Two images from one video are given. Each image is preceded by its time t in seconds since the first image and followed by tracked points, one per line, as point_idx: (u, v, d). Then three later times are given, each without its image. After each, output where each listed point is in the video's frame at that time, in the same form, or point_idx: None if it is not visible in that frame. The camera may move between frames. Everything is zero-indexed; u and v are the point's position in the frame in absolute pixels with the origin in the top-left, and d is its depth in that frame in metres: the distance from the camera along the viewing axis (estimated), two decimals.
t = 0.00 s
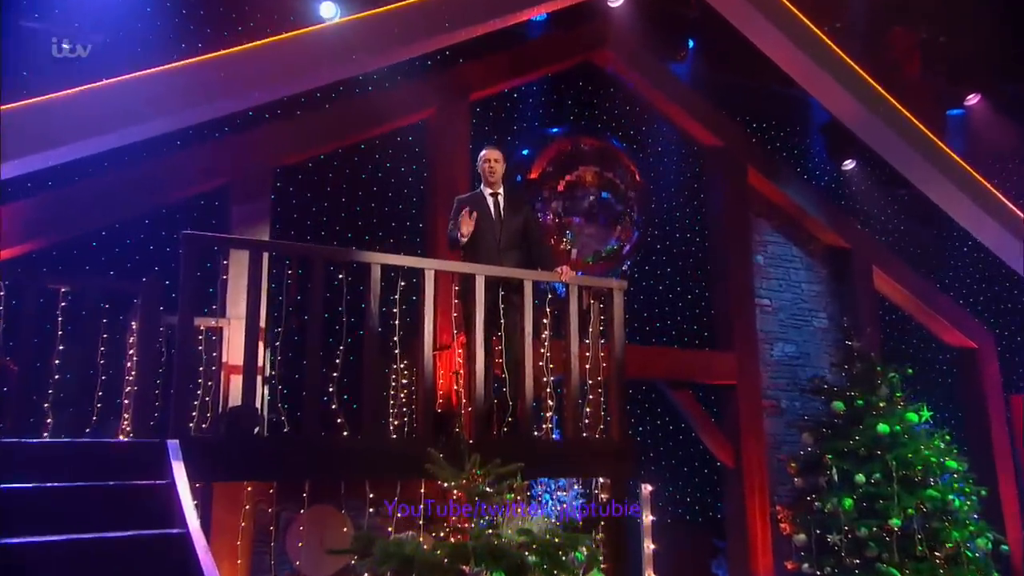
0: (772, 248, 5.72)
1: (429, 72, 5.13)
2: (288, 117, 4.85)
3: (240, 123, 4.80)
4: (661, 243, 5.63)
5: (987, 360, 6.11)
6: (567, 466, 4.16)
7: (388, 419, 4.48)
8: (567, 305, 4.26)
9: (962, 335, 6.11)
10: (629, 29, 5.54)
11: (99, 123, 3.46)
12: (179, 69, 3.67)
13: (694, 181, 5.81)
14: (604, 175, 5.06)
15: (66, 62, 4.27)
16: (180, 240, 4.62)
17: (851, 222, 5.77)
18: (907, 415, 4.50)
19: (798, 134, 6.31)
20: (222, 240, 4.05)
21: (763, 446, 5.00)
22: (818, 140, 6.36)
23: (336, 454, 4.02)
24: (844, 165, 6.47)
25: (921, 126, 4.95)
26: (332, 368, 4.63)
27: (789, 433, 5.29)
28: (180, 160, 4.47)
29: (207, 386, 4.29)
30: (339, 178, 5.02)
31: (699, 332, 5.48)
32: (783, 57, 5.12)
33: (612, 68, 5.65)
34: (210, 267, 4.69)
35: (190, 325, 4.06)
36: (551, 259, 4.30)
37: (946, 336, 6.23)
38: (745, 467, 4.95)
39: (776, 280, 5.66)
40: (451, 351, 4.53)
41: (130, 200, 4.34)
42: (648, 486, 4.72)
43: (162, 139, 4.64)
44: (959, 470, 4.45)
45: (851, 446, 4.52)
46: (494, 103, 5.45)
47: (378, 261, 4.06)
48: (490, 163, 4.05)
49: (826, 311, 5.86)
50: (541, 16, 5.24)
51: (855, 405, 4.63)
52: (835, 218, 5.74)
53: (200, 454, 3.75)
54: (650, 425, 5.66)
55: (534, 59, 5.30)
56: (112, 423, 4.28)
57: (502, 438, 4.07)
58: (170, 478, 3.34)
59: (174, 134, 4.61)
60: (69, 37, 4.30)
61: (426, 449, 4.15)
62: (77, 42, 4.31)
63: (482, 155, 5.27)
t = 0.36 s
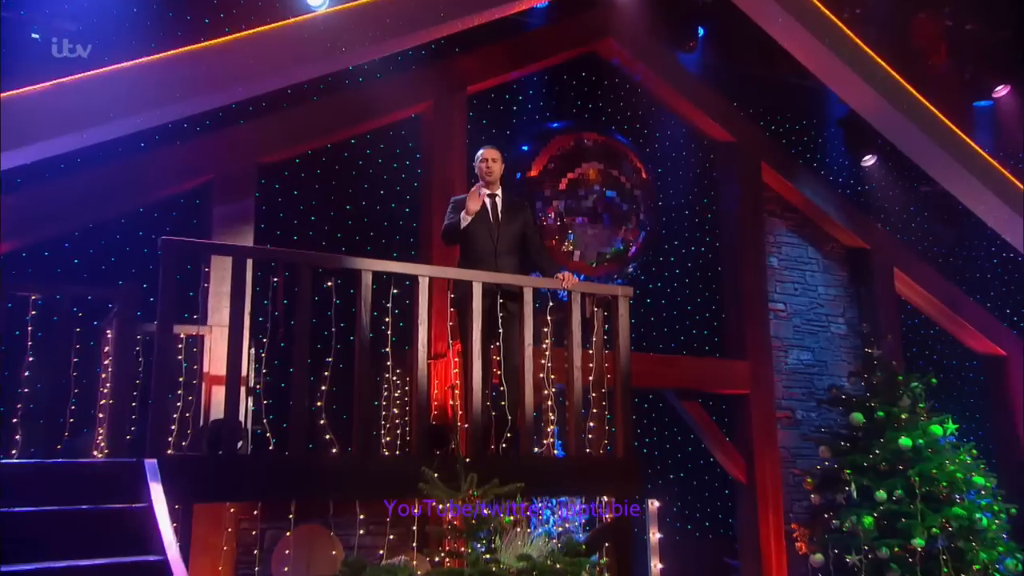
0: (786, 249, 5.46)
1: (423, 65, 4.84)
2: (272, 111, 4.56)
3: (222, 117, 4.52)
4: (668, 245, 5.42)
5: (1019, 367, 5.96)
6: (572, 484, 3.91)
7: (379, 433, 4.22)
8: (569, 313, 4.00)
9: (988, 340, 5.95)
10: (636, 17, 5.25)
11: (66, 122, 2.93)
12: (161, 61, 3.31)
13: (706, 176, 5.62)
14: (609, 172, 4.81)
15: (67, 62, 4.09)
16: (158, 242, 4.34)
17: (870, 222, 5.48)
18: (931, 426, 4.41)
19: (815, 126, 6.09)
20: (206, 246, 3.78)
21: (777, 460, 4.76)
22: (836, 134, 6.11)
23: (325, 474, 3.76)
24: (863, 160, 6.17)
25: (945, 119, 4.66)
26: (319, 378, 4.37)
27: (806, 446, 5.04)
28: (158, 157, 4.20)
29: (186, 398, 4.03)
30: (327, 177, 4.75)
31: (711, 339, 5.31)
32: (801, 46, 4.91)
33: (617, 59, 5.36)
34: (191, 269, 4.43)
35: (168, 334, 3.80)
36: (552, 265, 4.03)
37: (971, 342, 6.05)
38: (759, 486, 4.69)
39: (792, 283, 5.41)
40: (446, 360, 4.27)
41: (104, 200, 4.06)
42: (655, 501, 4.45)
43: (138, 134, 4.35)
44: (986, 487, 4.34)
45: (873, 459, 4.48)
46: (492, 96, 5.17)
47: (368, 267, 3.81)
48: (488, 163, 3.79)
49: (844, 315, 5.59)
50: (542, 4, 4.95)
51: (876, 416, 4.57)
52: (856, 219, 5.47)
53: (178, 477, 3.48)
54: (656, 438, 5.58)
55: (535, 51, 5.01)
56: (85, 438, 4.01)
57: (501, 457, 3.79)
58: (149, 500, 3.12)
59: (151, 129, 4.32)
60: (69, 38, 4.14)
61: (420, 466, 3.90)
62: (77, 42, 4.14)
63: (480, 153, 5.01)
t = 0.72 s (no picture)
0: (803, 252, 5.33)
1: (418, 57, 4.60)
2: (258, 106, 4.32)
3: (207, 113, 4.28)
4: (678, 246, 5.21)
5: None
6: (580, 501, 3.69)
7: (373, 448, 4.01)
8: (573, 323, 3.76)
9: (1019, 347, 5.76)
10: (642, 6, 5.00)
11: (59, 117, 2.65)
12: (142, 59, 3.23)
13: (718, 173, 5.41)
14: (615, 171, 4.55)
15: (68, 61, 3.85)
16: (137, 243, 4.12)
17: (890, 221, 5.41)
18: (954, 441, 4.38)
19: (834, 119, 5.87)
20: (191, 252, 3.54)
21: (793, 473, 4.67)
22: (856, 127, 5.86)
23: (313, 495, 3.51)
24: (884, 157, 5.79)
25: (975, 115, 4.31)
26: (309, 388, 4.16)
27: (823, 459, 4.95)
28: (137, 156, 3.96)
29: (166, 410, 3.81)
30: (317, 175, 4.51)
31: (723, 345, 5.11)
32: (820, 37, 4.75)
33: (623, 51, 5.12)
34: (172, 272, 4.20)
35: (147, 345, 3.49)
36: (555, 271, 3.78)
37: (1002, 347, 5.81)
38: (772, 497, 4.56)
39: (809, 287, 5.28)
40: (444, 370, 4.06)
41: (78, 201, 3.82)
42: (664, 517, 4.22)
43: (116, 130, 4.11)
44: (1017, 503, 4.29)
45: (892, 473, 4.47)
46: (491, 90, 4.92)
47: (361, 275, 3.56)
48: (490, 163, 3.58)
49: (865, 321, 5.43)
50: None
51: (896, 428, 4.53)
52: (874, 220, 5.36)
53: (158, 500, 3.25)
54: (666, 451, 5.38)
55: (535, 42, 4.76)
56: (59, 452, 3.80)
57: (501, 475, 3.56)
58: (129, 523, 2.86)
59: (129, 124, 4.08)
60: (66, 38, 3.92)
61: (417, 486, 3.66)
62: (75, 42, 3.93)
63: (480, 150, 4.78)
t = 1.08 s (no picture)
0: (823, 253, 5.14)
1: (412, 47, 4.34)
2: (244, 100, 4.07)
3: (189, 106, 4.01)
4: (690, 246, 5.00)
5: None
6: (587, 528, 3.44)
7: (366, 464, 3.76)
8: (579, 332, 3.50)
9: None
10: None
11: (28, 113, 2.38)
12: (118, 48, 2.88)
13: (732, 169, 5.16)
14: (623, 168, 4.27)
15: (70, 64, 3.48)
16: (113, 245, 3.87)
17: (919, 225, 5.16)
18: (986, 458, 4.20)
19: (856, 111, 5.59)
20: (171, 260, 3.24)
21: (813, 492, 4.41)
22: (881, 119, 5.58)
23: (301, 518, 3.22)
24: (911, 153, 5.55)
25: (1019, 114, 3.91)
26: (297, 400, 3.90)
27: (845, 476, 4.84)
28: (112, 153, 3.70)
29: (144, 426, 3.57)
30: (305, 172, 4.25)
31: (737, 352, 4.89)
32: (841, 29, 4.50)
33: (630, 40, 4.85)
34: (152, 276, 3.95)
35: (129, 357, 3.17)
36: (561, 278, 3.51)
37: None
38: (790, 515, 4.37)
39: (830, 291, 5.10)
40: (441, 380, 3.81)
41: (47, 203, 3.56)
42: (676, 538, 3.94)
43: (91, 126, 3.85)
44: None
45: (920, 492, 4.28)
46: (491, 82, 4.66)
47: (352, 284, 3.31)
48: (489, 161, 3.32)
49: (890, 328, 5.22)
50: None
51: (924, 443, 4.37)
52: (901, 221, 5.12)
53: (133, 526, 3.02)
54: (678, 465, 5.20)
55: (538, 31, 4.49)
56: (29, 472, 3.56)
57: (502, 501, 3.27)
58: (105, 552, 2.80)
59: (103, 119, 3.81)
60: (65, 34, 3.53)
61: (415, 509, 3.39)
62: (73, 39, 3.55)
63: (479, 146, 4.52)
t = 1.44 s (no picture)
0: (844, 257, 4.96)
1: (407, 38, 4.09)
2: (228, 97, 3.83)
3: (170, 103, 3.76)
4: (703, 247, 4.77)
5: None
6: (593, 552, 3.20)
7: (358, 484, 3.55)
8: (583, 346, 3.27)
9: None
10: None
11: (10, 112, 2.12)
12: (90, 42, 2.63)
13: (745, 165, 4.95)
14: (630, 168, 4.03)
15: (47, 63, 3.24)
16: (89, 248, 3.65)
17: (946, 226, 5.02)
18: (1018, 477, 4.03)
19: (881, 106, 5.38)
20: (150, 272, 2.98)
21: (833, 509, 4.26)
22: (905, 113, 5.38)
23: (291, 547, 2.95)
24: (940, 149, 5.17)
25: None
26: (285, 414, 3.68)
27: (868, 495, 4.69)
28: (85, 152, 3.45)
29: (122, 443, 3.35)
30: (293, 170, 4.02)
31: (753, 359, 4.69)
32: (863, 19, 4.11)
33: (637, 31, 4.60)
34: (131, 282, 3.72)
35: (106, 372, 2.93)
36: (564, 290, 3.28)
37: None
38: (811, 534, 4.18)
39: (852, 298, 4.92)
40: (437, 394, 3.58)
41: (15, 205, 3.33)
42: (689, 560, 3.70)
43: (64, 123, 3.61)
44: None
45: (947, 514, 4.13)
46: (491, 74, 4.42)
47: (343, 295, 3.08)
48: (489, 165, 3.09)
49: (915, 336, 5.06)
50: None
51: (953, 461, 4.22)
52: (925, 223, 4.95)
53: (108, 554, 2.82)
54: (689, 481, 5.01)
55: (539, 21, 4.24)
56: None
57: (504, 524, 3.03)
58: None
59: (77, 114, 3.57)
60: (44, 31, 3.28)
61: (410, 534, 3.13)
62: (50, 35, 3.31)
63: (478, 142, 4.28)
